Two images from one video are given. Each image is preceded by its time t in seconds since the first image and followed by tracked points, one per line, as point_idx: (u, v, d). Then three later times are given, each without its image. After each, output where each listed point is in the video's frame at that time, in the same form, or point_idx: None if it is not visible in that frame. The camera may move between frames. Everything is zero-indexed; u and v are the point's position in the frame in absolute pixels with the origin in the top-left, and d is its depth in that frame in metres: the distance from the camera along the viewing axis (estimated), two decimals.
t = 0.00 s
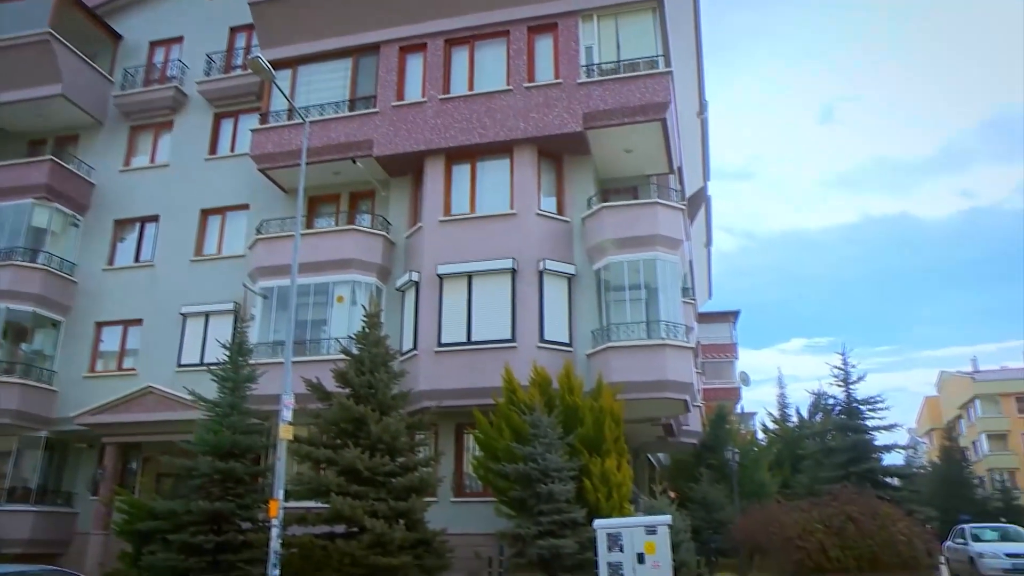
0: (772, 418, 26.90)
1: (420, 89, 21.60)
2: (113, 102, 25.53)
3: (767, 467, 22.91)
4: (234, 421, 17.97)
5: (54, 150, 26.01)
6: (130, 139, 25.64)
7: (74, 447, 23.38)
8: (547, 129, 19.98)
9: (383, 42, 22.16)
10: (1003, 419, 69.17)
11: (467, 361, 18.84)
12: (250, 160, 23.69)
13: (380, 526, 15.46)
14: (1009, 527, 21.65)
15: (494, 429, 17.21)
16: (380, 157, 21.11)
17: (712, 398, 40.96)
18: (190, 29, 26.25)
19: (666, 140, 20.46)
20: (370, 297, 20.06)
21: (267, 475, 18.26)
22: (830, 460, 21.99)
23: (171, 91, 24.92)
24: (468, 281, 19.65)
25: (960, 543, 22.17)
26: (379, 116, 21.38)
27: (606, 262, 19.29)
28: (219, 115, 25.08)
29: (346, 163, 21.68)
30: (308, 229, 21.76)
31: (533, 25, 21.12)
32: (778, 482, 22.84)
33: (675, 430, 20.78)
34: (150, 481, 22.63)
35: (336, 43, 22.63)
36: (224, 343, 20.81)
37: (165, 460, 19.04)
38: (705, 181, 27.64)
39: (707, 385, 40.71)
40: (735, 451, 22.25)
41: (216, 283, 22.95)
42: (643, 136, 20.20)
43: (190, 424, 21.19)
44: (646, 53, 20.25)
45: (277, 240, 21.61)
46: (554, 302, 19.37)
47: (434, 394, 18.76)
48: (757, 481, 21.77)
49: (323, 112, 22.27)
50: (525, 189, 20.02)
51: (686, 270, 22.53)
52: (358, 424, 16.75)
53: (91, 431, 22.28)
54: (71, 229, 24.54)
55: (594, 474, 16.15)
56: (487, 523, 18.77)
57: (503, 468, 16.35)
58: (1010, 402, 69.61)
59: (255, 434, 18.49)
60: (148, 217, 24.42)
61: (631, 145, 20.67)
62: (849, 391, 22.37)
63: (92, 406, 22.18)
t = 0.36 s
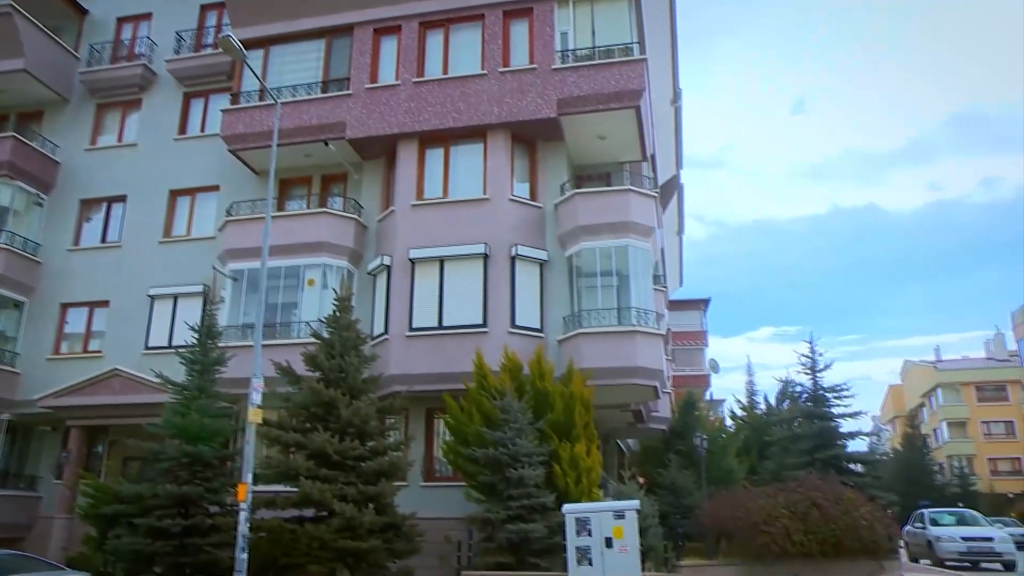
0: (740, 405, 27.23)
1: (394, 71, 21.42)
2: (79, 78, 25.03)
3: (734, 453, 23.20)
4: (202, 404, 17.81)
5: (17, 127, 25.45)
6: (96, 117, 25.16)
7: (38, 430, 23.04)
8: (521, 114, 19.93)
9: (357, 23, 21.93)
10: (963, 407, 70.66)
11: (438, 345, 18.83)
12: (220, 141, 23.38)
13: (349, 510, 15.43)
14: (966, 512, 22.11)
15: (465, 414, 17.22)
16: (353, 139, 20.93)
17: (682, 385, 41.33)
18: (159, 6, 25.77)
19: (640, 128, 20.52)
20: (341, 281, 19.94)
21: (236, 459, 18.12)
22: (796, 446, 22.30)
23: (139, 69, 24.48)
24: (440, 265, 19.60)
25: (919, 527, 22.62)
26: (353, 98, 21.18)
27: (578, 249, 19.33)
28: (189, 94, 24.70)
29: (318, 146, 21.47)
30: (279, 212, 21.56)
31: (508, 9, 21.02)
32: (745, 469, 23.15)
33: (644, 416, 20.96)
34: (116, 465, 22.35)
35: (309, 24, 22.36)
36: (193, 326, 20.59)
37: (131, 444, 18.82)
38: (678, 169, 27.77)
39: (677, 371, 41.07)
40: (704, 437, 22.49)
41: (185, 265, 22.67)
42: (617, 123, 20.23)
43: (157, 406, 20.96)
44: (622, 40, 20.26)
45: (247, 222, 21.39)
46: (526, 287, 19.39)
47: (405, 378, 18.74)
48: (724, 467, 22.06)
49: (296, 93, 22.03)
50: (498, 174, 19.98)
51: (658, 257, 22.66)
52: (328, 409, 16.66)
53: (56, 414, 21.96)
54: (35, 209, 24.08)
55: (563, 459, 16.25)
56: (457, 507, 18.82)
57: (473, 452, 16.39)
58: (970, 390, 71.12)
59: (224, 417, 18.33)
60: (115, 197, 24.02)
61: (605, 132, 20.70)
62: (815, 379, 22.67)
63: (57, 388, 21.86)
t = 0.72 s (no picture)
0: (712, 394, 27.50)
1: (369, 56, 21.24)
2: (46, 56, 24.52)
3: (705, 441, 23.43)
4: (172, 389, 17.63)
5: None
6: (63, 96, 24.69)
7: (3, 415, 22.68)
8: (497, 101, 19.87)
9: (332, 7, 21.71)
10: (928, 396, 71.91)
11: (411, 332, 18.81)
12: (192, 123, 23.07)
13: (320, 497, 15.39)
14: (929, 499, 22.50)
15: (438, 400, 17.19)
16: (327, 124, 20.74)
17: (654, 374, 41.61)
18: None
19: (615, 117, 20.55)
20: (314, 266, 19.81)
21: (207, 445, 17.95)
22: (766, 435, 22.57)
23: (109, 48, 24.05)
24: (414, 252, 19.54)
25: (883, 514, 23.03)
26: (327, 83, 20.98)
27: (552, 236, 19.34)
28: (160, 75, 24.32)
29: (292, 130, 21.26)
30: (251, 196, 21.34)
31: None
32: (715, 456, 23.40)
33: (616, 404, 21.09)
34: (83, 451, 22.08)
35: (283, 6, 22.09)
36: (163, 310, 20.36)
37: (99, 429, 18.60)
38: (653, 159, 27.86)
39: (649, 360, 41.35)
40: (675, 425, 22.67)
41: (155, 249, 22.39)
42: (593, 111, 20.22)
43: (126, 392, 20.72)
44: (598, 29, 20.26)
45: (219, 206, 21.15)
46: (500, 275, 19.39)
47: (377, 365, 18.69)
48: (695, 455, 22.30)
49: (269, 76, 21.78)
50: (474, 161, 19.91)
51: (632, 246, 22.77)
52: (299, 395, 16.57)
53: (21, 399, 21.63)
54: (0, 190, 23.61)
55: (535, 446, 16.33)
56: (428, 493, 18.86)
57: (446, 439, 16.39)
58: (935, 380, 72.32)
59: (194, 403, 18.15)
60: (83, 179, 23.63)
61: (581, 120, 20.70)
62: (786, 368, 22.93)
63: (23, 373, 21.53)
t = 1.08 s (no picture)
0: (683, 384, 27.72)
1: (344, 41, 21.06)
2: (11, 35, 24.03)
3: (676, 431, 23.63)
4: (141, 376, 17.42)
5: None
6: (29, 76, 24.23)
7: None
8: (472, 89, 19.79)
9: None
10: (894, 387, 73.08)
11: (384, 320, 18.76)
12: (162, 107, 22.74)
13: (291, 485, 15.31)
14: (893, 488, 22.89)
15: (410, 388, 17.16)
16: (300, 109, 20.53)
17: (626, 364, 41.82)
18: None
19: (590, 107, 20.58)
20: (286, 253, 19.65)
21: (176, 432, 17.77)
22: (736, 425, 22.77)
23: (76, 28, 23.61)
24: (388, 239, 19.46)
25: (849, 503, 23.40)
26: (301, 67, 20.77)
27: (526, 225, 19.33)
28: (130, 56, 23.94)
29: (265, 115, 21.03)
30: (223, 181, 21.11)
31: None
32: (686, 446, 23.61)
33: (588, 393, 21.19)
34: (49, 438, 21.78)
35: None
36: (132, 296, 20.10)
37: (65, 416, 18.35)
38: (628, 149, 27.94)
39: (622, 350, 41.59)
40: (646, 415, 22.81)
41: (124, 234, 22.08)
42: (568, 100, 20.22)
43: (93, 378, 20.46)
44: (574, 18, 20.28)
45: (190, 191, 20.90)
46: (474, 263, 19.37)
47: (350, 352, 18.62)
48: (666, 445, 22.49)
49: (242, 60, 21.53)
50: (448, 149, 19.84)
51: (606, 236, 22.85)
52: (271, 382, 16.48)
53: None
54: None
55: (507, 435, 16.38)
56: (399, 482, 18.85)
57: (418, 427, 16.38)
58: (902, 371, 73.49)
59: (164, 390, 17.95)
60: (50, 161, 23.23)
61: (556, 110, 20.70)
62: (756, 359, 23.19)
63: None
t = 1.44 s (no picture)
0: (655, 374, 27.92)
1: (318, 27, 20.85)
2: None
3: (647, 421, 23.79)
4: (109, 363, 17.17)
5: None
6: None
7: None
8: (448, 78, 19.70)
9: None
10: (862, 379, 74.17)
11: (357, 308, 18.68)
12: (132, 90, 22.39)
13: (262, 473, 15.20)
14: (859, 477, 23.25)
15: (382, 377, 17.12)
16: (274, 95, 20.31)
17: (599, 354, 42.00)
18: None
19: (566, 97, 20.59)
20: (258, 240, 19.48)
21: (145, 420, 17.55)
22: (707, 415, 22.88)
23: (43, 8, 23.16)
24: (361, 228, 19.36)
25: (817, 493, 23.75)
26: (275, 53, 20.54)
27: (500, 215, 19.30)
28: (98, 38, 23.54)
29: (237, 100, 20.78)
30: (194, 167, 20.86)
31: None
32: (657, 436, 23.78)
33: (561, 383, 21.25)
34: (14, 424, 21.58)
35: None
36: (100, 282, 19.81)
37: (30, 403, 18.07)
38: (603, 140, 27.99)
39: (594, 340, 41.76)
40: (618, 405, 22.92)
41: (92, 219, 21.76)
42: (544, 90, 20.20)
43: (60, 365, 20.16)
44: (551, 8, 20.29)
45: (160, 177, 20.63)
46: (447, 252, 19.33)
47: (322, 340, 18.55)
48: (638, 435, 22.65)
49: (214, 44, 21.29)
50: (423, 137, 19.74)
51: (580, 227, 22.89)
52: (242, 369, 16.39)
53: None
54: None
55: (479, 424, 16.40)
56: (370, 470, 18.83)
57: (390, 416, 16.35)
58: (870, 363, 74.58)
59: (132, 377, 17.72)
60: (16, 144, 22.80)
61: (532, 100, 20.67)
62: (727, 350, 23.41)
63: None
